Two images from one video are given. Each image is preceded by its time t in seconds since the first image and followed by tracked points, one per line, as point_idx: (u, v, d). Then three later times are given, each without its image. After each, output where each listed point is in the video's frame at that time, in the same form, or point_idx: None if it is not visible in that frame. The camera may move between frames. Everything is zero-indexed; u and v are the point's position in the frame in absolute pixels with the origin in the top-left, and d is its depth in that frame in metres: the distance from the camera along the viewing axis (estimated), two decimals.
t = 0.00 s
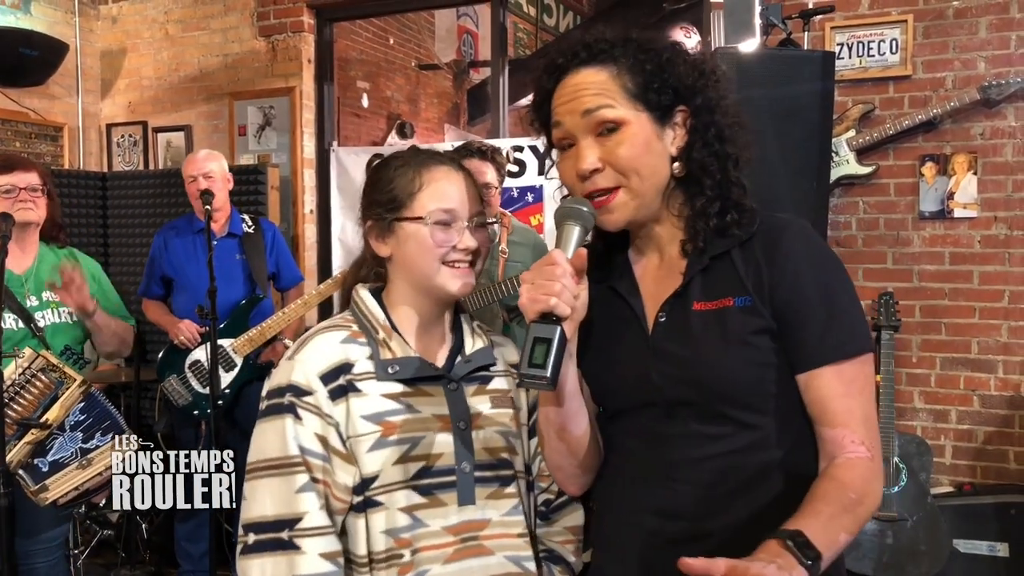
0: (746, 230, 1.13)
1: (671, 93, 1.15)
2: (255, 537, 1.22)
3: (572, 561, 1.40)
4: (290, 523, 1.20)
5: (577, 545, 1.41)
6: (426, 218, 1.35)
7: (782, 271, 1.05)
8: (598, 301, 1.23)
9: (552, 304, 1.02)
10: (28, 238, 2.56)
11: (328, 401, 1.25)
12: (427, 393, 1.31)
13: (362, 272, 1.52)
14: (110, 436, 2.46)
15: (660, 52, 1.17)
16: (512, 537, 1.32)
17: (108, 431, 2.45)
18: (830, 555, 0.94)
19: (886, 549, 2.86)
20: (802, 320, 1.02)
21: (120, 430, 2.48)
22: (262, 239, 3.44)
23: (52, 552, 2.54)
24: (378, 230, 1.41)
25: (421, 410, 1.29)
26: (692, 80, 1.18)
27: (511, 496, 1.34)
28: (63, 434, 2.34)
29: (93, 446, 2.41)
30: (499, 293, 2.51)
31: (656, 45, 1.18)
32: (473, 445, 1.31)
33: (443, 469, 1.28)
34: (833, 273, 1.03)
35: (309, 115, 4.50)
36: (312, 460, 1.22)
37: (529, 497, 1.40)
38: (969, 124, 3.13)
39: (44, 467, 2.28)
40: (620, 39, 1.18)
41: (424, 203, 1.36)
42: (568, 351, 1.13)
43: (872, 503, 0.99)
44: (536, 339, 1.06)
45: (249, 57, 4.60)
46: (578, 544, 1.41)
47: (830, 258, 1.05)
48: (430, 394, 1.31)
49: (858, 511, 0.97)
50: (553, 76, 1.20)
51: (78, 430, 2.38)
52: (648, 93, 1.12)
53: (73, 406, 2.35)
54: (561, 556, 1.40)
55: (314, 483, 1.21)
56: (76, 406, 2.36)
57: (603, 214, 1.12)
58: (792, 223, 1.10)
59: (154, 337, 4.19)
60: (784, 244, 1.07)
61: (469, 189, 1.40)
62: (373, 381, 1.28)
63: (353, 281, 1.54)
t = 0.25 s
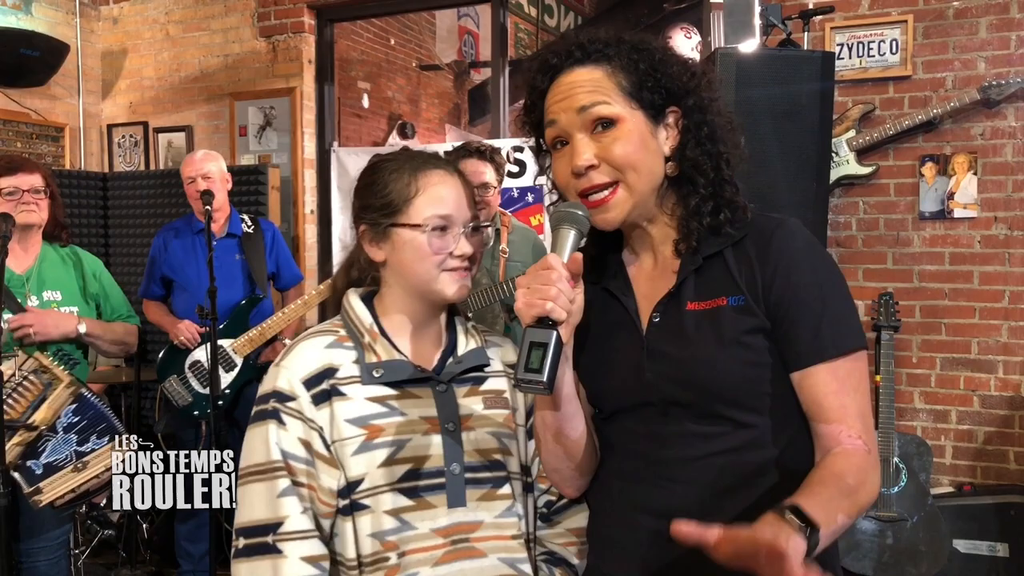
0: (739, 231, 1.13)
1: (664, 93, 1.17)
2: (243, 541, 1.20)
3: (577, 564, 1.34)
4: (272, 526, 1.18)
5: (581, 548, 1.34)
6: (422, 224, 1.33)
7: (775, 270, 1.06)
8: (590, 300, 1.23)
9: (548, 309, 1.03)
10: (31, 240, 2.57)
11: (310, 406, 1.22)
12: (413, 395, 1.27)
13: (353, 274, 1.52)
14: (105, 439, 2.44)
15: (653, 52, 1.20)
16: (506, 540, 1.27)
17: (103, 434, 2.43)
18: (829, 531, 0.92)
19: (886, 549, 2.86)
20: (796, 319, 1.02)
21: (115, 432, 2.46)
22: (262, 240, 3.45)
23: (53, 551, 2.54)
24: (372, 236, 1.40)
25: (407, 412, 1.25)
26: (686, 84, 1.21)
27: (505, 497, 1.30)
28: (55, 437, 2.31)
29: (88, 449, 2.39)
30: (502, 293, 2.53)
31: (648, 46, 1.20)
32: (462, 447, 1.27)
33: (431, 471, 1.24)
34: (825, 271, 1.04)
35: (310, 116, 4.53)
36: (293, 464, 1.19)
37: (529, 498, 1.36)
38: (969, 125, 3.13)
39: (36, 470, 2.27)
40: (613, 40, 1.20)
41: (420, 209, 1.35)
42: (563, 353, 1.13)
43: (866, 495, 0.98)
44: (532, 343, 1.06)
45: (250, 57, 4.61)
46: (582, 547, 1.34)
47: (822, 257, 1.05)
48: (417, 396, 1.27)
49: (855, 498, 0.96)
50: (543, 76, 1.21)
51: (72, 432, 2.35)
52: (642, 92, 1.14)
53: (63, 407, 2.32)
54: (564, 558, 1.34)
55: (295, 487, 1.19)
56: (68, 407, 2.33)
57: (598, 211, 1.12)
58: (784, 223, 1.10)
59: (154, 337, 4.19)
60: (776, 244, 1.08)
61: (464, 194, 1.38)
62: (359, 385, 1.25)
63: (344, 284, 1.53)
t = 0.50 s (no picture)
0: (733, 230, 1.14)
1: (657, 93, 1.17)
2: (227, 544, 1.19)
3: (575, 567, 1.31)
4: (251, 530, 1.17)
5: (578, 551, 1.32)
6: (400, 221, 1.30)
7: (770, 269, 1.06)
8: (584, 299, 1.23)
9: (538, 307, 1.04)
10: (32, 242, 2.59)
11: (291, 409, 1.20)
12: (395, 396, 1.24)
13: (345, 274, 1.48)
14: (85, 440, 2.39)
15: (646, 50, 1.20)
16: (494, 542, 1.24)
17: (84, 434, 2.39)
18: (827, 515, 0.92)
19: (886, 549, 2.87)
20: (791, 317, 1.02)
21: (96, 433, 2.41)
22: (262, 240, 3.45)
23: (53, 550, 2.55)
24: (353, 235, 1.37)
25: (389, 414, 1.23)
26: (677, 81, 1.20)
27: (493, 499, 1.26)
28: (33, 436, 2.31)
29: (68, 449, 2.35)
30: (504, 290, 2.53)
31: (642, 46, 1.21)
32: (448, 450, 1.24)
33: (416, 473, 1.22)
34: (820, 269, 1.04)
35: (311, 117, 4.53)
36: (274, 466, 1.18)
37: (525, 501, 1.32)
38: (969, 125, 3.13)
39: (14, 469, 2.27)
40: (606, 40, 1.20)
41: (399, 206, 1.31)
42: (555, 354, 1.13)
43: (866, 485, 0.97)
44: (524, 343, 1.06)
45: (251, 58, 4.61)
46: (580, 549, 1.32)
47: (815, 257, 1.06)
48: (400, 398, 1.24)
49: (853, 484, 0.95)
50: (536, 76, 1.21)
51: (50, 432, 2.34)
52: (636, 92, 1.14)
53: (37, 404, 2.32)
54: (562, 562, 1.32)
55: (274, 491, 1.17)
56: (44, 406, 2.34)
57: (592, 210, 1.12)
58: (778, 223, 1.11)
59: (155, 337, 4.20)
60: (771, 244, 1.08)
61: (445, 190, 1.35)
62: (340, 387, 1.22)
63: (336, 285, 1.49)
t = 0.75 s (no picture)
0: (728, 229, 1.14)
1: (654, 93, 1.17)
2: (218, 541, 1.22)
3: (567, 566, 1.31)
4: (238, 528, 1.19)
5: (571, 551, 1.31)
6: (383, 220, 1.30)
7: (764, 271, 1.06)
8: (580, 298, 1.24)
9: (537, 310, 1.04)
10: (35, 240, 2.60)
11: (277, 410, 1.22)
12: (381, 398, 1.24)
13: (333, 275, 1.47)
14: (87, 436, 2.39)
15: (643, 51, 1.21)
16: (482, 543, 1.24)
17: (85, 430, 2.39)
18: (813, 519, 0.92)
19: (886, 549, 2.88)
20: (784, 318, 1.03)
21: (97, 428, 2.41)
22: (263, 239, 3.45)
23: (58, 547, 2.58)
24: (342, 236, 1.37)
25: (374, 415, 1.22)
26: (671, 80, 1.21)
27: (481, 499, 1.25)
28: (35, 432, 2.32)
29: (69, 445, 2.35)
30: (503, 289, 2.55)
31: (638, 47, 1.21)
32: (434, 450, 1.23)
33: (401, 473, 1.22)
34: (814, 269, 1.05)
35: (313, 116, 4.53)
36: (260, 466, 1.20)
37: (517, 500, 1.31)
38: (970, 124, 3.12)
39: (16, 465, 2.29)
40: (602, 41, 1.20)
41: (383, 204, 1.31)
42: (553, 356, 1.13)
43: (857, 489, 0.98)
44: (523, 345, 1.06)
45: (253, 58, 4.62)
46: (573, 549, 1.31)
47: (811, 258, 1.06)
48: (386, 399, 1.24)
49: (843, 490, 0.96)
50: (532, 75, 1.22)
51: (52, 427, 2.34)
52: (634, 93, 1.14)
53: (38, 400, 2.33)
54: (553, 562, 1.31)
55: (260, 491, 1.20)
56: (46, 401, 2.34)
57: (592, 212, 1.12)
58: (774, 224, 1.11)
59: (158, 336, 4.21)
60: (766, 245, 1.08)
61: (432, 189, 1.34)
62: (327, 388, 1.22)
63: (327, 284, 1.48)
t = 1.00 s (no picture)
0: (721, 231, 1.16)
1: (649, 97, 1.18)
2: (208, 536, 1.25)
3: (555, 565, 1.31)
4: (224, 524, 1.22)
5: (559, 549, 1.31)
6: (365, 229, 1.31)
7: (756, 274, 1.07)
8: (576, 299, 1.24)
9: (534, 314, 1.05)
10: (38, 240, 2.62)
11: (264, 410, 1.24)
12: (369, 396, 1.25)
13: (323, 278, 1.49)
14: (95, 439, 2.42)
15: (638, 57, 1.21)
16: (468, 540, 1.24)
17: (93, 432, 2.42)
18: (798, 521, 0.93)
19: (886, 550, 2.89)
20: (775, 321, 1.04)
21: (105, 431, 2.44)
22: (265, 241, 3.47)
23: (62, 547, 2.59)
24: (329, 243, 1.39)
25: (361, 414, 1.23)
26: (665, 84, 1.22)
27: (467, 497, 1.26)
28: (42, 432, 2.35)
29: (78, 448, 2.39)
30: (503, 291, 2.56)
31: (634, 51, 1.22)
32: (421, 448, 1.25)
33: (388, 471, 1.23)
34: (807, 273, 1.06)
35: (316, 118, 4.57)
36: (247, 464, 1.22)
37: (506, 498, 1.31)
38: (971, 125, 3.13)
39: (24, 466, 2.32)
40: (598, 46, 1.21)
41: (367, 212, 1.32)
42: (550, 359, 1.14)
43: (847, 491, 1.00)
44: (519, 349, 1.07)
45: (255, 59, 4.64)
46: (561, 548, 1.31)
47: (803, 261, 1.07)
48: (374, 398, 1.25)
49: (833, 491, 0.98)
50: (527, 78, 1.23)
51: (60, 429, 2.37)
52: (630, 97, 1.16)
53: (45, 401, 2.36)
54: (542, 560, 1.31)
55: (246, 488, 1.22)
56: (51, 402, 2.36)
57: (586, 215, 1.13)
58: (768, 227, 1.13)
59: (161, 336, 4.23)
60: (759, 248, 1.10)
61: (418, 196, 1.35)
62: (314, 388, 1.24)
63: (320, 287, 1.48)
